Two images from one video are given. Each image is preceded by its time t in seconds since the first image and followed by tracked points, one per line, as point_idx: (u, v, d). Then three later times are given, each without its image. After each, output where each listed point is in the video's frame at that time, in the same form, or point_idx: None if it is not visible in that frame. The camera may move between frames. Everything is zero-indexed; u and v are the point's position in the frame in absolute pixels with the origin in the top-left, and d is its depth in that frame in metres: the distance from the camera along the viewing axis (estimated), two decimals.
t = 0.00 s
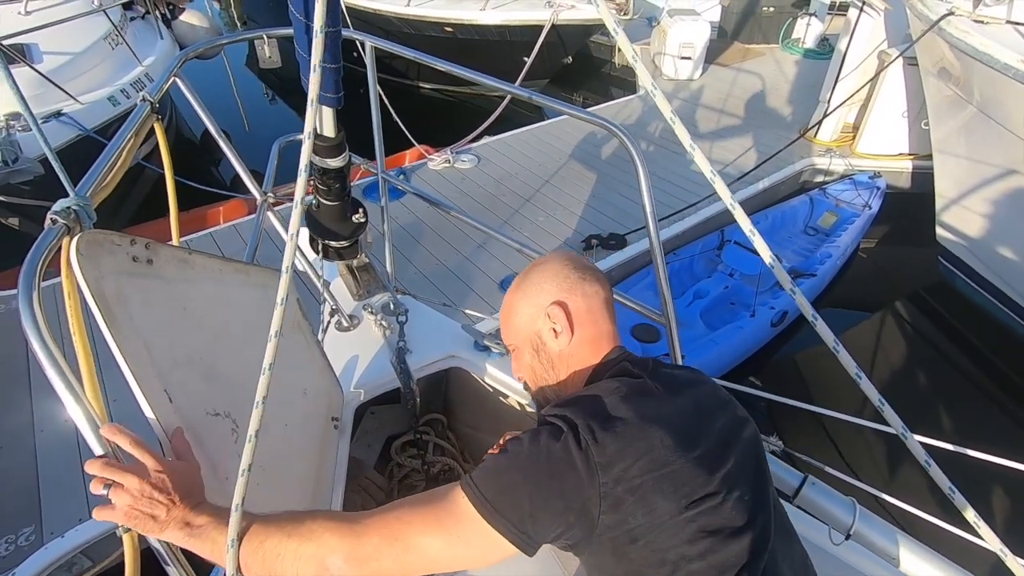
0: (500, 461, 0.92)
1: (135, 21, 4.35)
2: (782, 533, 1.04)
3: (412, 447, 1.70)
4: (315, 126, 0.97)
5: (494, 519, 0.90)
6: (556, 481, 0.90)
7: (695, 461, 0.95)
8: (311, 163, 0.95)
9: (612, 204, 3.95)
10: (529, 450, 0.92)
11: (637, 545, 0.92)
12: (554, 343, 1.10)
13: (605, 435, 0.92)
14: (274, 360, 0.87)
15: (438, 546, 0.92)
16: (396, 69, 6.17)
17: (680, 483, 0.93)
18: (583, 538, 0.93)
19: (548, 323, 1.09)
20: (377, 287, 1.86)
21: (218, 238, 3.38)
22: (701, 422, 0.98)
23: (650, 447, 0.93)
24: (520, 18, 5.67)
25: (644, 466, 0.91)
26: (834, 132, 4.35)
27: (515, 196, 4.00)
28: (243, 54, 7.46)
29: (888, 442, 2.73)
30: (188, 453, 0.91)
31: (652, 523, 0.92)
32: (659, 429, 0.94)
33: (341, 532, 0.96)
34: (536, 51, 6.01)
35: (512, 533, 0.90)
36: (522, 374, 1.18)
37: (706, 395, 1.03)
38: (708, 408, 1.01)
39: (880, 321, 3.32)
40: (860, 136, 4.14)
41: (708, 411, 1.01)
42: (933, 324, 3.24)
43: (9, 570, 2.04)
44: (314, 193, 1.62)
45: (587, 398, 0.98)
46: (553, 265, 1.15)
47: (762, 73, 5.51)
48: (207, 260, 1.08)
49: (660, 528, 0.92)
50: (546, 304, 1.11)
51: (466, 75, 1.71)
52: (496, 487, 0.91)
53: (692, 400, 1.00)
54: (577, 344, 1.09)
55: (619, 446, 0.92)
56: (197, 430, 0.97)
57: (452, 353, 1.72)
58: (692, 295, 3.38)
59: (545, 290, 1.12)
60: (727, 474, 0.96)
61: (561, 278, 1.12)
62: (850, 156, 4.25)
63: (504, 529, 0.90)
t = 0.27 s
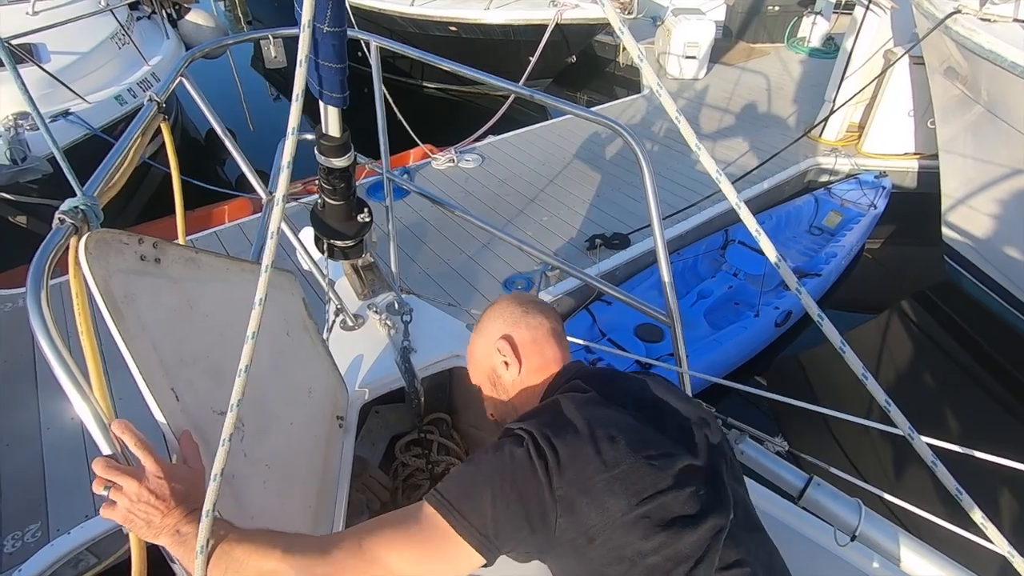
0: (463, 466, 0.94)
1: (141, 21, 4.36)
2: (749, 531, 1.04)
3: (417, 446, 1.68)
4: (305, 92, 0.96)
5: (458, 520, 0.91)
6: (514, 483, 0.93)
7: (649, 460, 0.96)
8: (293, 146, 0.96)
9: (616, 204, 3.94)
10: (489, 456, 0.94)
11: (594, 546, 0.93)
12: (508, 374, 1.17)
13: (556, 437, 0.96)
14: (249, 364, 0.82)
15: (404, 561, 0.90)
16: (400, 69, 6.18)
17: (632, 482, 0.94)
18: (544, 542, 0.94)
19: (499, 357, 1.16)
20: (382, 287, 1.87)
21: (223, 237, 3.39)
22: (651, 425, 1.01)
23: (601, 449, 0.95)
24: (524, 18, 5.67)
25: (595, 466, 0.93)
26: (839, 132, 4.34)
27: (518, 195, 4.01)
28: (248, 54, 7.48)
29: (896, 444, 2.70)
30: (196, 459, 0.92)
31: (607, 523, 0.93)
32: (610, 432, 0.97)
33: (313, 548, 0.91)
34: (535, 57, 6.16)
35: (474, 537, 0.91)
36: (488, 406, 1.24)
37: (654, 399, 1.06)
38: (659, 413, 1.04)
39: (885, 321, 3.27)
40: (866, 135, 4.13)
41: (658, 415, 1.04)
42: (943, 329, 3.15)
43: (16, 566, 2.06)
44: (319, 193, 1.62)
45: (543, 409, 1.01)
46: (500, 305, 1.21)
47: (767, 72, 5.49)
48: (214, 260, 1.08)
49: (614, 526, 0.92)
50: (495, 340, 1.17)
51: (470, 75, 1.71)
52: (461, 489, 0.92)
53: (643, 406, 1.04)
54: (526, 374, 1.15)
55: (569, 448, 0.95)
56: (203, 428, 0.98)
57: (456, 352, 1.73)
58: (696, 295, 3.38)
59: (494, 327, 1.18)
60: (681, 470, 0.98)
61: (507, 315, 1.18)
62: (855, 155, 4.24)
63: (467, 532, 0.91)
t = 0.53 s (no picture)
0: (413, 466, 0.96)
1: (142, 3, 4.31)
2: (698, 514, 1.04)
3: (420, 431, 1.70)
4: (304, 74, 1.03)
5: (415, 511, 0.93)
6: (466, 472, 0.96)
7: (586, 447, 0.99)
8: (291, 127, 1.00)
9: (619, 190, 3.92)
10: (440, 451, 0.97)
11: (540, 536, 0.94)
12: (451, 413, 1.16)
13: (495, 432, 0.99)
14: (238, 346, 0.82)
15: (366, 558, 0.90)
16: (402, 53, 6.13)
17: (571, 467, 0.96)
18: (492, 534, 0.95)
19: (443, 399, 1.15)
20: (385, 273, 1.87)
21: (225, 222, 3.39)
22: (586, 419, 1.04)
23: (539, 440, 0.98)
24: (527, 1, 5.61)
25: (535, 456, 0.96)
26: (844, 119, 4.31)
27: (520, 181, 3.99)
28: (248, 36, 7.42)
29: (892, 430, 2.75)
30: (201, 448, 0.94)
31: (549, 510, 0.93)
32: (547, 426, 1.00)
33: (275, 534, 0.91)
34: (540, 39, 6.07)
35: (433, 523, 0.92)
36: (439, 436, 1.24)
37: (590, 397, 1.09)
38: (596, 409, 1.07)
39: (888, 309, 3.29)
40: (872, 123, 4.10)
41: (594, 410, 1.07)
42: (943, 314, 3.18)
43: (22, 547, 2.09)
44: (321, 179, 1.61)
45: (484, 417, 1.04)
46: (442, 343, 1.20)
47: (773, 57, 5.44)
48: (218, 246, 1.08)
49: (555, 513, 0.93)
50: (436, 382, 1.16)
51: (473, 59, 1.69)
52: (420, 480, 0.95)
53: (580, 404, 1.06)
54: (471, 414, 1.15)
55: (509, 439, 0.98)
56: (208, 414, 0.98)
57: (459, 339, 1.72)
58: (697, 282, 3.38)
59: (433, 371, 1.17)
60: (618, 457, 1.00)
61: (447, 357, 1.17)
62: (860, 143, 4.21)
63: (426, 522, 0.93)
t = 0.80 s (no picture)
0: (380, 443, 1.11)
1: None
2: (649, 479, 1.13)
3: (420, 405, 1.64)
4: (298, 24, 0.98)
5: (389, 473, 1.05)
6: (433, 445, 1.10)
7: (528, 422, 1.13)
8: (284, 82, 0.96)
9: (622, 167, 3.87)
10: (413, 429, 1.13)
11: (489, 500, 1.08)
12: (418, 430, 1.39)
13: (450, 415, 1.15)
14: (226, 306, 0.78)
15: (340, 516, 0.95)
16: (405, 24, 6.03)
17: (516, 438, 1.11)
18: (446, 501, 1.09)
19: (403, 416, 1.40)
20: (385, 245, 1.84)
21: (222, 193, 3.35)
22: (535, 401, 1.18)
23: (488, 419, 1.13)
24: None
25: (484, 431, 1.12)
26: (854, 97, 4.23)
27: (523, 157, 3.93)
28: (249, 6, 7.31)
29: (891, 407, 2.73)
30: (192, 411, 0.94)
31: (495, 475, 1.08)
32: (496, 409, 1.16)
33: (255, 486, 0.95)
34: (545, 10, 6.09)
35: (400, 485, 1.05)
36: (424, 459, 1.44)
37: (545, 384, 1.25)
38: (549, 394, 1.21)
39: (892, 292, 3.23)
40: (882, 101, 4.03)
41: (545, 393, 1.21)
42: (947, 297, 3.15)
43: (21, 514, 2.11)
44: (320, 146, 1.57)
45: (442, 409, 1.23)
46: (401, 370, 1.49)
47: (783, 33, 5.34)
48: (211, 210, 1.05)
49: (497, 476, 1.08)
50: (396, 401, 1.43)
51: (475, 21, 1.60)
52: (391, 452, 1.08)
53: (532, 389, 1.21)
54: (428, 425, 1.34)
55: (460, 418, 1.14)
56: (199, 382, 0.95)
57: (459, 312, 1.70)
58: (701, 261, 3.34)
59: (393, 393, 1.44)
60: (559, 429, 1.14)
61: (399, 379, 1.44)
62: (870, 122, 4.14)
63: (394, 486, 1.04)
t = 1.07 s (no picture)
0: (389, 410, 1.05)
1: None
2: (671, 451, 1.11)
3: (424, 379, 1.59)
4: None
5: (387, 449, 1.00)
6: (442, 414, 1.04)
7: (547, 389, 1.08)
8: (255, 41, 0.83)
9: (633, 141, 3.79)
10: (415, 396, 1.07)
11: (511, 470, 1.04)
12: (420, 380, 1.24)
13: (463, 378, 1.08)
14: (201, 272, 0.72)
15: (325, 505, 0.91)
16: None
17: (536, 406, 1.05)
18: (462, 471, 1.05)
19: (410, 362, 1.24)
20: (389, 215, 1.79)
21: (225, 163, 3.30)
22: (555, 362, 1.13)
23: (504, 383, 1.07)
24: None
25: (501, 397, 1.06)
26: (873, 73, 4.13)
27: (532, 130, 3.85)
28: None
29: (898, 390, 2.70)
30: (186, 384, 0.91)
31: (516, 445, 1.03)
32: (513, 371, 1.09)
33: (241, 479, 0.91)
34: None
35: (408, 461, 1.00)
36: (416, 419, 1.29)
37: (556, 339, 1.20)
38: (564, 352, 1.16)
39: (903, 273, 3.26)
40: (903, 77, 3.92)
41: (560, 353, 1.16)
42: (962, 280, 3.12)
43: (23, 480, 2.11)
44: (322, 110, 1.52)
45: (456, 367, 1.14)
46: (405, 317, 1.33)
47: (801, 7, 5.19)
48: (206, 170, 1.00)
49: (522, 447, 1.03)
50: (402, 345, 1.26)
51: None
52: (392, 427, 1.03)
53: (546, 347, 1.17)
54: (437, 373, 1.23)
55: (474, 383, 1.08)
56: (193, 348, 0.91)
57: (465, 284, 1.65)
58: (712, 239, 3.28)
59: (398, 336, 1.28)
60: (586, 399, 1.09)
61: (408, 321, 1.29)
62: (889, 98, 4.04)
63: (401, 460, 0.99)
